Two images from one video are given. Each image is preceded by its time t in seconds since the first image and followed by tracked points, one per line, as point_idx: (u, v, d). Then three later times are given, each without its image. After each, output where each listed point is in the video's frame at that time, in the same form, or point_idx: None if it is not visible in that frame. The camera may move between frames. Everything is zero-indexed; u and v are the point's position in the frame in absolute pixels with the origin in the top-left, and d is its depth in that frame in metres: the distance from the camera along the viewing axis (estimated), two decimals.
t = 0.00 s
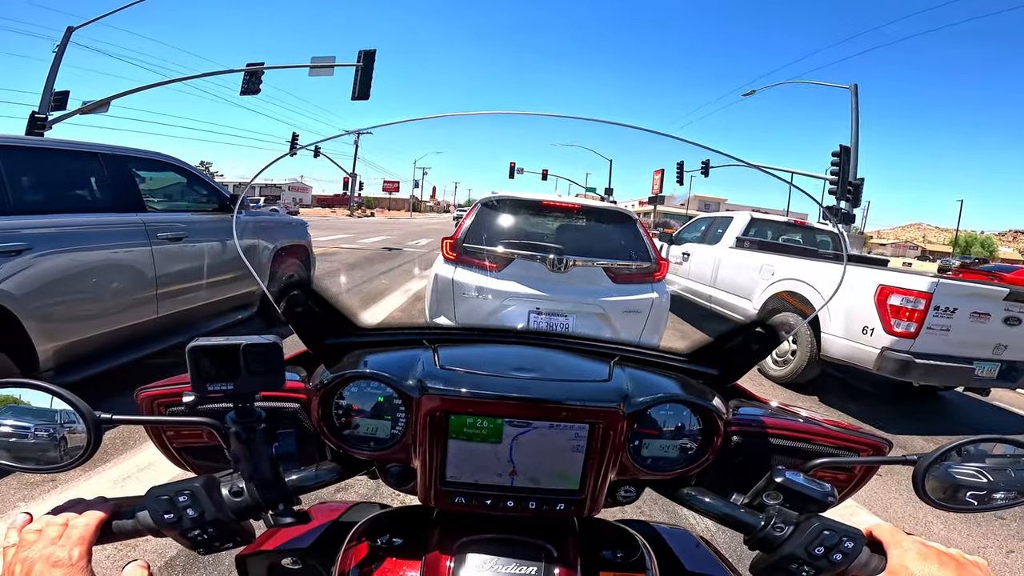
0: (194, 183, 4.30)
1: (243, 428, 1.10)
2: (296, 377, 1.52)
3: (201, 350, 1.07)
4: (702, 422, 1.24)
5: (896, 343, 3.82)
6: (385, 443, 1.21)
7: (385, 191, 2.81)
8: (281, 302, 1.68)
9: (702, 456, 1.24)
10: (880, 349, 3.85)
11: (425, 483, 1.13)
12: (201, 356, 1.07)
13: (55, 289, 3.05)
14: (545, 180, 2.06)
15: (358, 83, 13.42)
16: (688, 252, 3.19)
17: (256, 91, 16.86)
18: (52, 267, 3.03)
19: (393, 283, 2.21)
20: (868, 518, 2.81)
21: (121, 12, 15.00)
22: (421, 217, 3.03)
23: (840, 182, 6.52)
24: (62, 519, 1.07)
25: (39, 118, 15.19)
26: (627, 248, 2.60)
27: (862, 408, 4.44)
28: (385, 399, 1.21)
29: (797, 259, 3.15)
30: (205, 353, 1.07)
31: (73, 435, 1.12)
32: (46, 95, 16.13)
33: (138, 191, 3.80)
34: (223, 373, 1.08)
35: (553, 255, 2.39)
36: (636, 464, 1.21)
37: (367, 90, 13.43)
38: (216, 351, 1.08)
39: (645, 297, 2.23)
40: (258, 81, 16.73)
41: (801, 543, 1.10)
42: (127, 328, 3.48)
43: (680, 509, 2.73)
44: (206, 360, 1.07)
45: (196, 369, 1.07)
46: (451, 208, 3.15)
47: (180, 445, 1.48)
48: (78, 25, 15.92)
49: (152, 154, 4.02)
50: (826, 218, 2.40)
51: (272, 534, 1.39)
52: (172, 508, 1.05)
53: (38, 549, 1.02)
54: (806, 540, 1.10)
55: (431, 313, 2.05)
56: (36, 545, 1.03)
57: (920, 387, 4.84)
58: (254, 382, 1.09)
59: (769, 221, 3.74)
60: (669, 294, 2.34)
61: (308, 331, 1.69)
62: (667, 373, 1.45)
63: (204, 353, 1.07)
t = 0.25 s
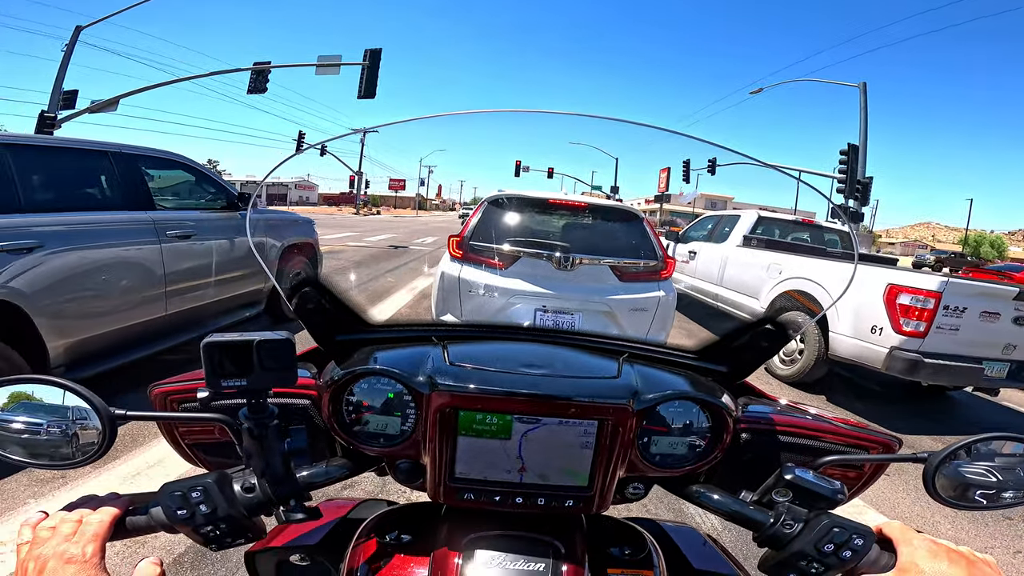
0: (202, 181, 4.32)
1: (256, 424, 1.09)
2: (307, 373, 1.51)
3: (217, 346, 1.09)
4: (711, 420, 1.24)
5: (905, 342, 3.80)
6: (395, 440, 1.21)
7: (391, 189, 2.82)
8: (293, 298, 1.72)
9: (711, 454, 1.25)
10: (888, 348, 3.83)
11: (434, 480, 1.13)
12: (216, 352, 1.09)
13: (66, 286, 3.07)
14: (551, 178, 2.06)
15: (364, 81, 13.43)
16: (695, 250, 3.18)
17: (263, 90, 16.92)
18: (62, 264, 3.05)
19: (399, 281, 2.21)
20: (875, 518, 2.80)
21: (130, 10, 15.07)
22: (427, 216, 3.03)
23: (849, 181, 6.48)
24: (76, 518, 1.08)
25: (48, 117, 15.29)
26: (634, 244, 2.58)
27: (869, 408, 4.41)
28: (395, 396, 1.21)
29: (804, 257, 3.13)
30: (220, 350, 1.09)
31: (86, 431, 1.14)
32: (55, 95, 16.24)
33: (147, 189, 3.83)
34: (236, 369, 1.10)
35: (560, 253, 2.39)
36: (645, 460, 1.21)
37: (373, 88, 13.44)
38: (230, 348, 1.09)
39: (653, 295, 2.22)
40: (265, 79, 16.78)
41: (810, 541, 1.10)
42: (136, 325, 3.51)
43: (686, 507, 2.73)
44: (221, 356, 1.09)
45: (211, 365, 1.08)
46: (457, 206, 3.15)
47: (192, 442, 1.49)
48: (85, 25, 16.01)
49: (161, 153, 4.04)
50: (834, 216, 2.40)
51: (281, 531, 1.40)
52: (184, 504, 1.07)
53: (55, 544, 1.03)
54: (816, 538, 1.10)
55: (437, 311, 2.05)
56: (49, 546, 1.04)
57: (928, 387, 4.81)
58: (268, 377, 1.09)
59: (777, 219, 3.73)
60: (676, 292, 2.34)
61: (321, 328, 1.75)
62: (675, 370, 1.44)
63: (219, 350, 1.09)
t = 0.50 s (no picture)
0: (212, 180, 4.35)
1: (270, 417, 1.11)
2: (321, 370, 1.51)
3: (231, 339, 1.09)
4: (723, 417, 1.24)
5: (917, 342, 3.77)
6: (406, 435, 1.22)
7: (399, 188, 2.82)
8: (306, 293, 1.71)
9: (724, 451, 1.24)
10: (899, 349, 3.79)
11: (445, 476, 1.14)
12: (231, 346, 1.08)
13: (78, 284, 3.10)
14: (558, 177, 2.06)
15: (372, 81, 13.47)
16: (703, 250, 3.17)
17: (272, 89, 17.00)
18: (74, 262, 3.08)
19: (408, 279, 2.21)
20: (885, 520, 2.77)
21: (141, 10, 15.19)
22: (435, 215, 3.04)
23: (860, 180, 6.43)
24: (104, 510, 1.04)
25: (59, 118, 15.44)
26: (643, 245, 2.57)
27: (879, 409, 4.37)
28: (407, 391, 1.21)
29: (815, 257, 3.11)
30: (235, 343, 1.08)
31: (99, 427, 1.15)
32: (66, 95, 16.40)
33: (158, 188, 3.86)
34: (252, 362, 1.09)
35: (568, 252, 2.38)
36: (657, 457, 1.21)
37: (380, 88, 13.47)
38: (246, 341, 1.09)
39: (660, 294, 2.22)
40: (273, 79, 16.88)
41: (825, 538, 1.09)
42: (147, 323, 3.53)
43: (694, 507, 2.72)
44: (237, 349, 1.09)
45: (226, 358, 1.08)
46: (465, 206, 3.15)
47: (205, 437, 1.50)
48: (97, 26, 16.15)
49: (171, 152, 4.07)
50: (845, 216, 2.38)
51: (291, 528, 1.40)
52: (197, 498, 1.06)
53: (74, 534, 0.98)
54: (831, 536, 1.09)
55: (445, 309, 2.09)
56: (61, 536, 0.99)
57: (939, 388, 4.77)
58: (283, 371, 1.10)
59: (786, 219, 3.70)
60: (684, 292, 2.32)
61: (333, 324, 1.73)
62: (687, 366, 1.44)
63: (235, 342, 1.08)
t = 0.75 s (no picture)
0: (222, 179, 4.38)
1: (285, 411, 1.12)
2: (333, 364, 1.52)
3: (249, 332, 1.10)
4: (733, 413, 1.23)
5: (927, 343, 3.74)
6: (417, 430, 1.22)
7: (406, 187, 2.84)
8: (322, 287, 1.72)
9: (733, 447, 1.24)
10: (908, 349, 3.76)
11: (455, 471, 1.15)
12: (248, 339, 1.09)
13: (89, 282, 3.13)
14: (565, 176, 2.06)
15: (378, 81, 13.51)
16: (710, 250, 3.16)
17: (279, 88, 17.07)
18: (86, 260, 3.11)
19: (415, 277, 2.21)
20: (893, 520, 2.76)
21: (150, 10, 15.31)
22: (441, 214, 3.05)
23: (869, 179, 6.38)
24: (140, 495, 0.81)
25: (70, 117, 15.58)
26: (650, 244, 2.57)
27: (888, 409, 4.34)
28: (419, 386, 1.22)
29: (824, 256, 3.10)
30: (252, 336, 1.10)
31: (115, 421, 1.16)
32: (76, 94, 16.55)
33: (168, 186, 3.89)
34: (268, 354, 1.10)
35: (575, 251, 2.41)
36: (666, 453, 1.21)
37: (387, 88, 13.49)
38: (263, 334, 1.10)
39: (667, 293, 2.20)
40: (280, 78, 16.96)
41: (836, 534, 1.09)
42: (157, 320, 3.56)
43: (700, 506, 2.71)
44: (256, 340, 1.10)
45: (244, 350, 1.09)
46: (471, 204, 3.16)
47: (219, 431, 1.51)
48: (106, 25, 16.27)
49: (182, 151, 4.10)
50: (854, 216, 2.37)
51: (300, 522, 1.41)
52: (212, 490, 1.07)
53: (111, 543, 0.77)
54: (841, 531, 1.10)
55: (454, 307, 2.09)
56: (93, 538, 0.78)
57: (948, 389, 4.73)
58: (297, 365, 1.10)
59: (795, 218, 3.69)
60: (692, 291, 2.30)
61: (346, 317, 1.74)
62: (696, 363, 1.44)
63: (254, 334, 1.09)
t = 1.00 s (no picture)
0: (230, 178, 4.41)
1: (291, 407, 1.12)
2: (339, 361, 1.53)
3: (256, 329, 1.12)
4: (731, 411, 1.24)
5: (933, 342, 3.72)
6: (419, 426, 1.24)
7: (412, 185, 2.85)
8: (325, 284, 1.73)
9: (730, 445, 1.24)
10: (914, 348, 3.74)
11: (456, 467, 1.15)
12: (255, 336, 1.11)
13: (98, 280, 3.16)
14: (570, 174, 2.06)
15: (384, 79, 13.54)
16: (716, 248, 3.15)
17: (285, 87, 17.13)
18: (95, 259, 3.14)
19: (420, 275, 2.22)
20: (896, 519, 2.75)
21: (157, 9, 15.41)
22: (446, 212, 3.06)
23: (877, 178, 6.34)
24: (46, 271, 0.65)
25: (79, 115, 15.69)
26: (653, 242, 2.58)
27: (894, 409, 4.32)
28: (421, 382, 1.24)
29: (829, 255, 3.09)
30: (259, 333, 1.12)
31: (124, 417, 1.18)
32: (85, 93, 16.67)
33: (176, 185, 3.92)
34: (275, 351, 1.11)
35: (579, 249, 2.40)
36: (665, 450, 1.21)
37: (393, 86, 13.51)
38: (268, 332, 1.12)
39: (671, 292, 2.19)
40: (286, 77, 17.02)
41: (829, 532, 1.10)
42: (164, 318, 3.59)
43: (703, 505, 2.71)
44: (262, 338, 1.12)
45: (252, 347, 1.11)
46: (476, 203, 3.17)
47: (227, 427, 1.52)
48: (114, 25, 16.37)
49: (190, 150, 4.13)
50: (860, 214, 2.35)
51: (304, 517, 1.43)
52: (220, 485, 1.06)
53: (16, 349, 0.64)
54: (834, 530, 1.10)
55: (458, 305, 2.11)
56: None
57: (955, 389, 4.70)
58: (302, 361, 1.11)
59: (801, 216, 3.67)
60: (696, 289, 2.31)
61: (350, 312, 1.75)
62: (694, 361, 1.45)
63: (260, 331, 1.11)
